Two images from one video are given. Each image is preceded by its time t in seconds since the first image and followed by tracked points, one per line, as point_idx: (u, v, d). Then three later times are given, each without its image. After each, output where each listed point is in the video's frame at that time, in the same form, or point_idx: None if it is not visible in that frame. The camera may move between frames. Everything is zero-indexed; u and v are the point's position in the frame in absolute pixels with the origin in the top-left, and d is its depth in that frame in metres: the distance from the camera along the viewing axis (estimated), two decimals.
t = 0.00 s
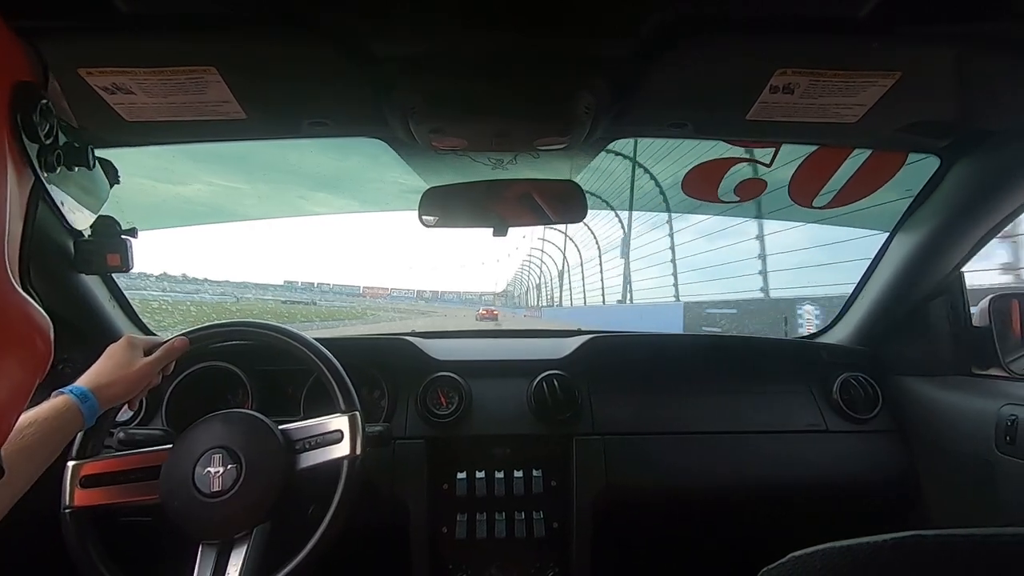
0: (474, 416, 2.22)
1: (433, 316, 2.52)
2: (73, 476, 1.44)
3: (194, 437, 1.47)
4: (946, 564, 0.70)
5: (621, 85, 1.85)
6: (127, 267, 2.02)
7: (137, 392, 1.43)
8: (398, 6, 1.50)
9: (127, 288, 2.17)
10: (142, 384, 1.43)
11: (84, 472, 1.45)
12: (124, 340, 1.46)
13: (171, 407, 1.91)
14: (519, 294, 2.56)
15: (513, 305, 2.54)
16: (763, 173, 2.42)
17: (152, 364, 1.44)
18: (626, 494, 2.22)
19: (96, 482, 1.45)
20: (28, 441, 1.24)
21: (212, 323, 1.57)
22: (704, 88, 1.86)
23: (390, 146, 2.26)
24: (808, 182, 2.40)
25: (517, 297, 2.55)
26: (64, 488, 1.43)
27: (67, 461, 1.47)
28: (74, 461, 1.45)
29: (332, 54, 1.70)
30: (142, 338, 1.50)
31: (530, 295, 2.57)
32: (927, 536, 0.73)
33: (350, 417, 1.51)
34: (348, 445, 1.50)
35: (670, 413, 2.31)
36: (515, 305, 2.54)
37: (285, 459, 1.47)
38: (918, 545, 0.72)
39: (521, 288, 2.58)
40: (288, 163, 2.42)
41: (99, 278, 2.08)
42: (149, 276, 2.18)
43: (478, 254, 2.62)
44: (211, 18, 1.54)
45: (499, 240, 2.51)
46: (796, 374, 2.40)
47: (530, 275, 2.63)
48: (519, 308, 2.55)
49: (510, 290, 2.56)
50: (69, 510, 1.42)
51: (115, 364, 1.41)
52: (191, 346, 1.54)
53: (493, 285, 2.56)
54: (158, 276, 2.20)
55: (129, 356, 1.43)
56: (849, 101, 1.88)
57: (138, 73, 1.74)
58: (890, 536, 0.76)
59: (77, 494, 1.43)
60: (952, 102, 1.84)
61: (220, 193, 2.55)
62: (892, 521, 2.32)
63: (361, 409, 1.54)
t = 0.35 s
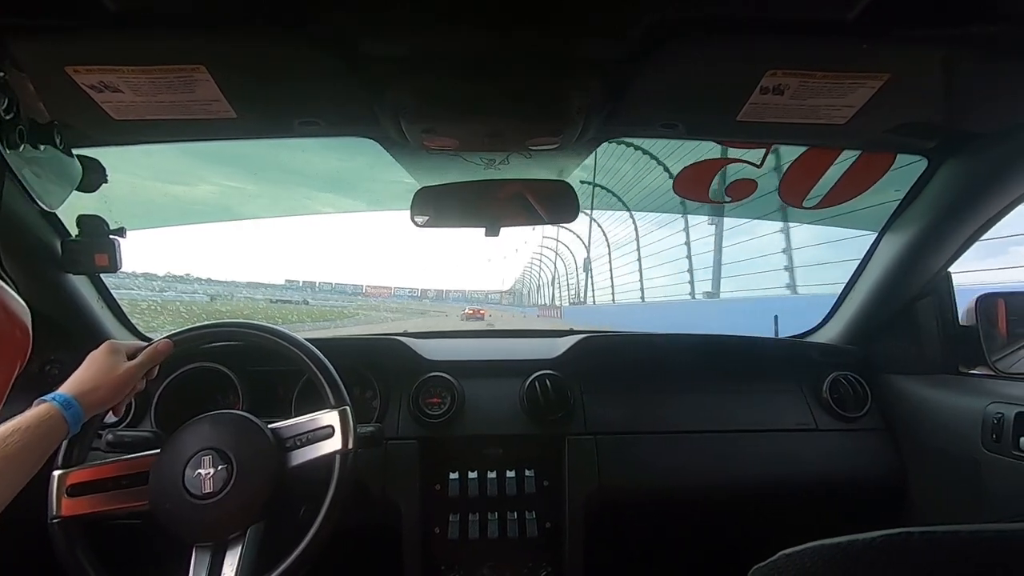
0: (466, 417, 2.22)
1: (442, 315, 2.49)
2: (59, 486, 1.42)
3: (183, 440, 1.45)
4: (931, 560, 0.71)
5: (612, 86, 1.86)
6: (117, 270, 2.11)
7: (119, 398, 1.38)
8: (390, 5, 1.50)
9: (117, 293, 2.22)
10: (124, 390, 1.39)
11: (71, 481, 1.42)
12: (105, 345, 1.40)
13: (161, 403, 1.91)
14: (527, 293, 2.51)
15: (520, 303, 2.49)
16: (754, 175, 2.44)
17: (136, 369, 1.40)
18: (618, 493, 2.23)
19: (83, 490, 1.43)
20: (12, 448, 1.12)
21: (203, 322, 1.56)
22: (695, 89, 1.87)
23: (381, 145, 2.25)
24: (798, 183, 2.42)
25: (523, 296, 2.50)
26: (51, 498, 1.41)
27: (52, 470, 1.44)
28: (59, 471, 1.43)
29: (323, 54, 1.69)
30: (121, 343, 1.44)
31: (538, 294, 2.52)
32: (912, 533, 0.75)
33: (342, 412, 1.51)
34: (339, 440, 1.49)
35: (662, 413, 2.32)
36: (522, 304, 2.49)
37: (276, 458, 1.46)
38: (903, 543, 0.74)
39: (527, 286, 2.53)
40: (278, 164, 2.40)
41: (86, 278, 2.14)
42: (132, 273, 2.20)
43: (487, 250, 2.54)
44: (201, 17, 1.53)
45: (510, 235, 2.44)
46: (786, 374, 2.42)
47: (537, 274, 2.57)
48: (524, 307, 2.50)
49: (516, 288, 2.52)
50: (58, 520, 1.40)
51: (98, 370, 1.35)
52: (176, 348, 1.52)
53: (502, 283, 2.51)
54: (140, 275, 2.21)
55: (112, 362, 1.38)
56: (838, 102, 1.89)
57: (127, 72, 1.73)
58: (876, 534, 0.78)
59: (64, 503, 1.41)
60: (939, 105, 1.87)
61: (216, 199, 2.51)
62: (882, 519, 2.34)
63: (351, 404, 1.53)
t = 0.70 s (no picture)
0: (456, 418, 2.21)
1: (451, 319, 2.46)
2: (39, 510, 1.38)
3: (166, 445, 1.42)
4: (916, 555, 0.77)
5: (602, 88, 1.86)
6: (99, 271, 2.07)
7: (94, 414, 1.38)
8: (381, 6, 1.50)
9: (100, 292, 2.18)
10: (97, 406, 1.38)
11: (51, 504, 1.39)
12: (73, 363, 1.38)
13: (148, 404, 1.88)
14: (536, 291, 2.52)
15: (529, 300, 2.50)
16: (743, 177, 2.46)
17: (107, 384, 1.38)
18: (608, 494, 2.23)
19: (66, 513, 1.39)
20: None
21: (191, 323, 1.55)
22: (684, 92, 1.88)
23: (370, 146, 2.24)
24: (786, 185, 2.44)
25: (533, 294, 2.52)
26: (31, 524, 1.37)
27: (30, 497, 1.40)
28: (38, 495, 1.39)
29: (313, 54, 1.68)
30: (89, 359, 1.42)
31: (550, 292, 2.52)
32: (896, 532, 0.81)
33: (325, 397, 1.51)
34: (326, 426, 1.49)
35: (651, 413, 2.33)
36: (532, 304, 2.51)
37: (264, 453, 1.45)
38: (888, 540, 0.80)
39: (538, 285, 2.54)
40: (267, 164, 2.39)
41: (70, 279, 2.11)
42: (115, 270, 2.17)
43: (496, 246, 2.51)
44: (190, 16, 1.52)
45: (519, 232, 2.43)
46: (773, 375, 2.45)
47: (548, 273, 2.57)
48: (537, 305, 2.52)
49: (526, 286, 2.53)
50: (43, 544, 1.36)
51: (67, 389, 1.33)
52: (154, 353, 1.51)
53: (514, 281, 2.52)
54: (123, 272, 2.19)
55: (82, 378, 1.36)
56: (824, 105, 1.92)
57: (113, 70, 1.71)
58: (860, 533, 0.83)
59: (46, 527, 1.37)
60: (922, 109, 1.90)
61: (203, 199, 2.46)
62: (867, 518, 2.36)
63: (333, 389, 1.54)
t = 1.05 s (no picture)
0: (442, 419, 2.21)
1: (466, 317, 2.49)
2: (13, 519, 1.34)
3: (144, 451, 1.39)
4: (889, 550, 0.81)
5: (588, 90, 1.87)
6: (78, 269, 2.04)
7: (69, 419, 1.35)
8: (368, 4, 1.49)
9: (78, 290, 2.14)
10: (72, 410, 1.35)
11: (26, 513, 1.35)
12: (46, 367, 1.34)
13: (131, 399, 1.87)
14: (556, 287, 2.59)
15: (546, 297, 2.56)
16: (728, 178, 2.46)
17: (82, 389, 1.35)
18: (593, 494, 2.24)
19: (42, 521, 1.35)
20: None
21: (169, 326, 1.52)
22: (668, 95, 1.90)
23: (354, 146, 2.22)
24: (770, 185, 2.46)
25: (549, 289, 2.58)
26: (6, 534, 1.34)
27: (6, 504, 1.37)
28: (11, 504, 1.35)
29: (297, 52, 1.66)
30: (62, 363, 1.39)
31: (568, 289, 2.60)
32: (873, 529, 0.84)
33: (308, 397, 1.50)
34: (309, 425, 1.47)
35: (636, 414, 2.34)
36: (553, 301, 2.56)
37: (245, 454, 1.42)
38: (865, 536, 0.83)
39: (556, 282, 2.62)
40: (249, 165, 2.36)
41: (45, 279, 2.07)
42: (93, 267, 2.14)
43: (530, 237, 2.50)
44: (171, 12, 1.50)
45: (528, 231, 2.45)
46: (756, 374, 2.47)
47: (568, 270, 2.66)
48: (558, 302, 2.56)
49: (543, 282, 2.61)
50: (18, 554, 1.33)
51: (40, 395, 1.30)
52: (127, 358, 1.48)
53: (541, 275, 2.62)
54: (100, 269, 2.15)
55: (55, 383, 1.33)
56: (805, 109, 1.95)
57: (91, 66, 1.67)
58: (839, 530, 0.86)
59: (21, 536, 1.34)
60: (900, 113, 1.93)
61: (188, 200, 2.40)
62: (847, 516, 2.39)
63: (316, 389, 1.52)
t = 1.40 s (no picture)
0: (429, 418, 2.21)
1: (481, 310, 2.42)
2: None
3: (125, 453, 1.36)
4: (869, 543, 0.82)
5: (573, 89, 1.88)
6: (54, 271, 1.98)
7: (45, 423, 1.33)
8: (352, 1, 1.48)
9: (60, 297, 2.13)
10: (49, 415, 1.32)
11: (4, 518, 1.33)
12: (21, 370, 1.31)
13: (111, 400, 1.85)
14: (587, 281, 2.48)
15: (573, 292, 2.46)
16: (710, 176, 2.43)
17: (58, 393, 1.33)
18: (580, 491, 2.25)
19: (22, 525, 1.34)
20: None
21: (150, 328, 1.49)
22: (653, 94, 1.91)
23: (340, 144, 2.20)
24: (752, 183, 2.45)
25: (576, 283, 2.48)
26: None
27: None
28: None
29: (281, 49, 1.64)
30: (39, 366, 1.36)
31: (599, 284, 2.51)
32: (856, 522, 0.85)
33: (292, 396, 1.49)
34: (294, 424, 1.47)
35: (622, 411, 2.36)
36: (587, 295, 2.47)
37: (223, 455, 1.38)
38: (847, 529, 0.84)
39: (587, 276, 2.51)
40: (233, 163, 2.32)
41: (23, 281, 2.05)
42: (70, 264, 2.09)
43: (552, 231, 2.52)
44: (151, 7, 1.47)
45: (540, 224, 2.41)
46: (741, 371, 2.50)
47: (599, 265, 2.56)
48: (591, 299, 2.47)
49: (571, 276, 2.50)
50: None
51: (15, 399, 1.28)
52: (105, 360, 1.45)
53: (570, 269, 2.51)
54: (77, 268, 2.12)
55: (31, 387, 1.30)
56: (788, 109, 1.97)
57: (68, 61, 1.64)
58: (823, 523, 0.87)
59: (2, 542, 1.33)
60: (880, 114, 1.97)
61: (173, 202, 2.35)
62: (829, 510, 2.43)
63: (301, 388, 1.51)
